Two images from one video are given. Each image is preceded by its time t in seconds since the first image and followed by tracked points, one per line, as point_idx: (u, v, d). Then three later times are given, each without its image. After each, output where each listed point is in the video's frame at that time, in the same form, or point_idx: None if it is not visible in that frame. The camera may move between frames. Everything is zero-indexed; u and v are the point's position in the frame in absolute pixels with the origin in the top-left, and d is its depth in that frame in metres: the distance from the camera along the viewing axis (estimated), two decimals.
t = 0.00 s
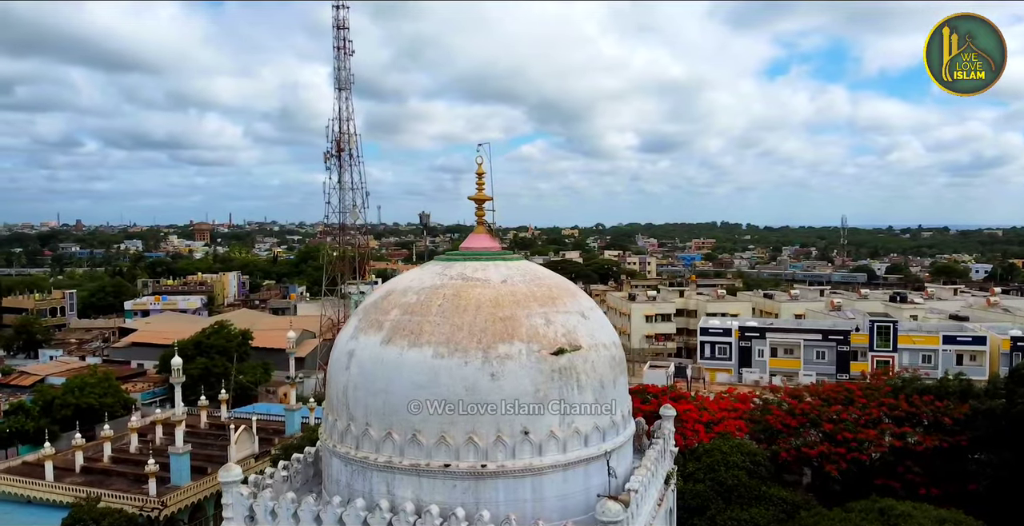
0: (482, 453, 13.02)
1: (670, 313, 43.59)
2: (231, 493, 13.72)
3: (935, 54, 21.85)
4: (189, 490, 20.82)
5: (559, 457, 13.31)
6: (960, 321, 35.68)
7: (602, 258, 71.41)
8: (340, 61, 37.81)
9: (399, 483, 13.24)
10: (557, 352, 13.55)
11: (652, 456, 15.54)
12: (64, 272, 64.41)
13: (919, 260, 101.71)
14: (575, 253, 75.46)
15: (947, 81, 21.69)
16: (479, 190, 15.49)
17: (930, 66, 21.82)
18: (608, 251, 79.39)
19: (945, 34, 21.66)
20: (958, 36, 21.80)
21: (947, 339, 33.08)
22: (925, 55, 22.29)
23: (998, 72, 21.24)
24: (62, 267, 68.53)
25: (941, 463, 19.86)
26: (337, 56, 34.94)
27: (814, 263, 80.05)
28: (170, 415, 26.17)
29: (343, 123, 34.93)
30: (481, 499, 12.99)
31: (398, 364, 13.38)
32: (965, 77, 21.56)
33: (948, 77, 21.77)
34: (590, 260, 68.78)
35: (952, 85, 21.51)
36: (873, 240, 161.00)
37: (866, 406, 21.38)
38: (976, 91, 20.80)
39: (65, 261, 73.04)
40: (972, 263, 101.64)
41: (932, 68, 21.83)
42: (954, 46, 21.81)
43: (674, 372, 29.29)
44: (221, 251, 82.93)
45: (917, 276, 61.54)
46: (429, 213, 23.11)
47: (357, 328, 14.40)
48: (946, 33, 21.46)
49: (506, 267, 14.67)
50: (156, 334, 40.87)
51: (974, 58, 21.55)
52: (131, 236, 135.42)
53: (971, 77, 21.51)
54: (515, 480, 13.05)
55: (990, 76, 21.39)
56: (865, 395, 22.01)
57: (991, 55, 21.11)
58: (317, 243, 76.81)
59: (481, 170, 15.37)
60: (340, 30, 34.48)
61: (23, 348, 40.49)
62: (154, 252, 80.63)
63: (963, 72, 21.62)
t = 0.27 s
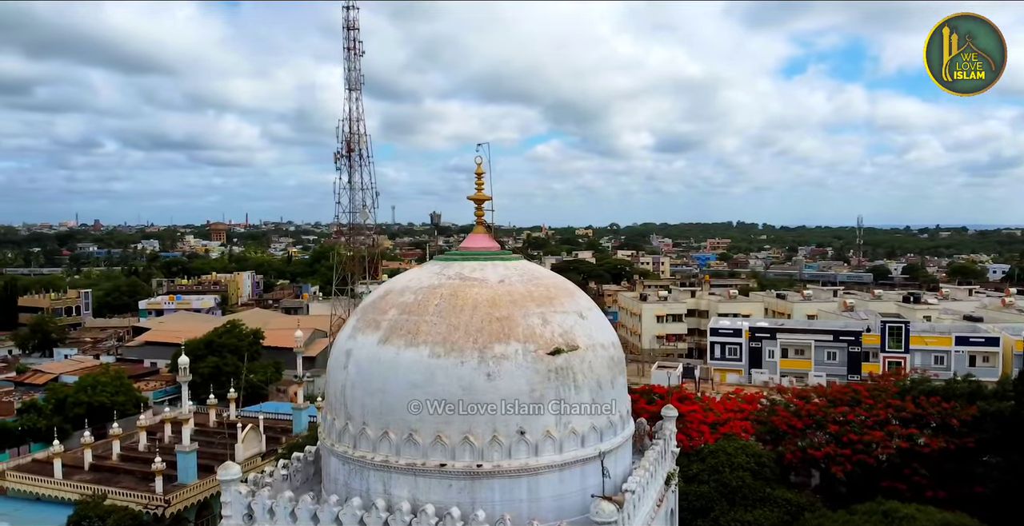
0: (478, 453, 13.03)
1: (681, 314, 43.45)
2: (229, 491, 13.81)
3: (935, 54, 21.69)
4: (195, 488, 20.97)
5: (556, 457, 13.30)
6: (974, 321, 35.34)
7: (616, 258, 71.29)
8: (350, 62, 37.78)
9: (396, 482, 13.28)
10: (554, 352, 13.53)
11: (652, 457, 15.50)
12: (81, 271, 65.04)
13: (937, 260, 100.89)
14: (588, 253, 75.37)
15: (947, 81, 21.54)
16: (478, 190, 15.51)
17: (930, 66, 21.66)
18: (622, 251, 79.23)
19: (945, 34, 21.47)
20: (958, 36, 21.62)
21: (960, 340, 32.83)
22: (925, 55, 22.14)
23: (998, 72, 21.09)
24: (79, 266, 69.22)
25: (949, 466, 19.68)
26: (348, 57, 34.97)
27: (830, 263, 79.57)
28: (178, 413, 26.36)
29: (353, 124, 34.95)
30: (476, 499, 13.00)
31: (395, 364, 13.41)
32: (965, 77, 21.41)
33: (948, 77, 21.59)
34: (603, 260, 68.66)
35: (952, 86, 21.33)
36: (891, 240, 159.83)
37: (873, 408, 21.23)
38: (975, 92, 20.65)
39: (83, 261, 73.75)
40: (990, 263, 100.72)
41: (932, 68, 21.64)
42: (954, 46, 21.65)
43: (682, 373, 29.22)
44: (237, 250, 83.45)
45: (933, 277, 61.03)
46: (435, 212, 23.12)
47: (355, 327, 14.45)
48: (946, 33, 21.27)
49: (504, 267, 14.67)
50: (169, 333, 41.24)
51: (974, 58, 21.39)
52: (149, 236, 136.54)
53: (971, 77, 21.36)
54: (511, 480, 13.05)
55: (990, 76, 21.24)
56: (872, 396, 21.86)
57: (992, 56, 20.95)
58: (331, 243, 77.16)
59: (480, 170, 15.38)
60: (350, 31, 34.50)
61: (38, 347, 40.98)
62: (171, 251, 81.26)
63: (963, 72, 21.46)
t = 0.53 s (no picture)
0: (474, 453, 13.05)
1: (693, 314, 43.27)
2: (229, 489, 13.89)
3: (935, 54, 21.52)
4: (202, 486, 21.12)
5: (552, 458, 13.29)
6: (988, 322, 34.98)
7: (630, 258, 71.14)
8: (361, 63, 37.83)
9: (392, 481, 13.32)
10: (551, 352, 13.52)
11: (652, 457, 15.45)
12: (99, 271, 65.68)
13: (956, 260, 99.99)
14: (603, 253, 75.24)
15: (947, 81, 21.38)
16: (478, 190, 15.52)
17: (930, 67, 21.49)
18: (637, 251, 79.05)
19: (945, 34, 21.30)
20: (958, 36, 21.46)
21: (973, 341, 32.52)
22: (924, 55, 21.98)
23: (998, 73, 20.93)
24: (97, 266, 69.94)
25: (957, 468, 19.52)
26: (359, 58, 35.01)
27: (846, 263, 79.03)
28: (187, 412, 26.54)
29: (365, 124, 34.97)
30: (472, 499, 13.02)
31: (392, 364, 13.45)
32: (965, 78, 21.25)
33: (948, 77, 21.42)
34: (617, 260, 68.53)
35: (951, 86, 21.15)
36: (910, 240, 158.55)
37: (881, 409, 21.10)
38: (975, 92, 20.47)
39: (101, 260, 74.46)
40: (1010, 263, 99.70)
41: (932, 68, 21.46)
42: (953, 46, 21.49)
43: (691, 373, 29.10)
44: (253, 250, 83.99)
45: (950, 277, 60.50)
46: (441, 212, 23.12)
47: (354, 327, 14.50)
48: (946, 32, 21.09)
49: (503, 267, 14.68)
50: (183, 332, 41.62)
51: (974, 58, 21.23)
52: (167, 236, 137.44)
53: (971, 77, 21.20)
54: (507, 480, 13.05)
55: (990, 76, 21.08)
56: (880, 398, 21.73)
57: (992, 56, 20.79)
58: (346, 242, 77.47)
59: (480, 170, 15.40)
60: (361, 33, 34.53)
61: (55, 346, 41.49)
62: (187, 251, 81.89)
63: (963, 72, 21.30)
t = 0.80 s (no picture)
0: (471, 453, 13.06)
1: (707, 314, 43.08)
2: (229, 487, 13.98)
3: (935, 54, 21.24)
4: (210, 484, 21.30)
5: (549, 458, 13.28)
6: (1006, 323, 34.51)
7: (646, 258, 70.91)
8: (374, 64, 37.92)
9: (390, 480, 13.38)
10: (548, 352, 13.52)
11: (652, 458, 15.40)
12: (119, 270, 66.40)
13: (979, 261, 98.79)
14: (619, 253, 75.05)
15: (947, 81, 21.11)
16: (478, 190, 15.54)
17: (929, 67, 21.22)
18: (653, 251, 78.79)
19: (945, 34, 21.02)
20: (958, 36, 21.18)
21: (989, 343, 32.09)
22: (924, 55, 21.70)
23: (999, 73, 20.62)
24: (117, 265, 70.67)
25: (966, 470, 19.29)
26: (371, 59, 35.10)
27: (866, 263, 78.35)
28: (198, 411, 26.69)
29: (377, 125, 35.05)
30: (468, 498, 13.04)
31: (390, 363, 13.51)
32: (965, 78, 20.97)
33: (948, 77, 21.13)
34: (633, 260, 68.33)
35: (951, 86, 20.86)
36: (932, 240, 156.96)
37: (890, 411, 20.93)
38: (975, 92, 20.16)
39: (122, 260, 75.28)
40: None
41: (932, 68, 21.17)
42: (953, 46, 21.20)
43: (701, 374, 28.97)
44: (271, 249, 84.53)
45: (971, 278, 59.78)
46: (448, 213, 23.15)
47: (353, 327, 14.57)
48: (946, 32, 20.81)
49: (501, 267, 14.69)
50: (199, 331, 41.94)
51: (974, 58, 20.93)
52: (188, 237, 138.18)
53: (971, 77, 20.91)
54: (503, 480, 13.07)
55: (989, 76, 20.78)
56: (889, 399, 21.56)
57: (992, 56, 20.49)
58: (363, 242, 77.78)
59: (480, 170, 15.41)
60: (374, 34, 34.60)
61: (73, 344, 41.92)
62: (207, 251, 82.60)
63: (963, 73, 21.02)
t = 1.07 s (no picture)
0: (468, 452, 13.09)
1: (722, 314, 42.85)
2: (230, 485, 14.10)
3: (935, 53, 20.94)
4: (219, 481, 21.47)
5: (547, 457, 13.28)
6: None
7: (663, 258, 70.63)
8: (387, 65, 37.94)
9: (388, 479, 13.44)
10: (546, 352, 13.51)
11: (653, 459, 15.34)
12: (139, 270, 67.06)
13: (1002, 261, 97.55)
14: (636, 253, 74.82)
15: (947, 81, 20.82)
16: (480, 190, 15.56)
17: (929, 67, 20.92)
18: (670, 251, 78.46)
19: (945, 34, 20.72)
20: (957, 36, 20.89)
21: (1006, 344, 31.70)
22: (924, 54, 21.40)
23: (999, 73, 20.32)
24: (137, 265, 71.39)
25: (975, 472, 19.07)
26: (383, 60, 35.13)
27: (885, 263, 77.60)
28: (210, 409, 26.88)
29: (389, 126, 35.08)
30: (465, 498, 13.07)
31: (388, 362, 13.56)
32: (965, 78, 20.68)
33: (948, 77, 20.85)
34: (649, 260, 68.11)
35: (951, 86, 20.57)
36: (956, 240, 155.23)
37: (899, 413, 20.75)
38: (974, 92, 19.88)
39: (142, 260, 76.02)
40: None
41: (932, 68, 20.90)
42: (953, 46, 20.90)
43: (712, 374, 28.84)
44: (289, 249, 85.02)
45: (991, 278, 59.05)
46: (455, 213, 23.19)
47: (353, 326, 14.64)
48: (945, 32, 20.53)
49: (501, 267, 14.70)
50: (214, 330, 42.27)
51: (974, 58, 20.64)
52: (209, 236, 139.31)
53: (971, 77, 20.62)
54: (500, 480, 13.09)
55: (989, 76, 20.48)
56: (899, 401, 21.38)
57: (992, 55, 20.20)
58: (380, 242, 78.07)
59: (481, 170, 15.41)
60: (385, 35, 34.60)
61: (91, 343, 42.33)
62: (226, 251, 83.26)
63: (963, 73, 20.73)
